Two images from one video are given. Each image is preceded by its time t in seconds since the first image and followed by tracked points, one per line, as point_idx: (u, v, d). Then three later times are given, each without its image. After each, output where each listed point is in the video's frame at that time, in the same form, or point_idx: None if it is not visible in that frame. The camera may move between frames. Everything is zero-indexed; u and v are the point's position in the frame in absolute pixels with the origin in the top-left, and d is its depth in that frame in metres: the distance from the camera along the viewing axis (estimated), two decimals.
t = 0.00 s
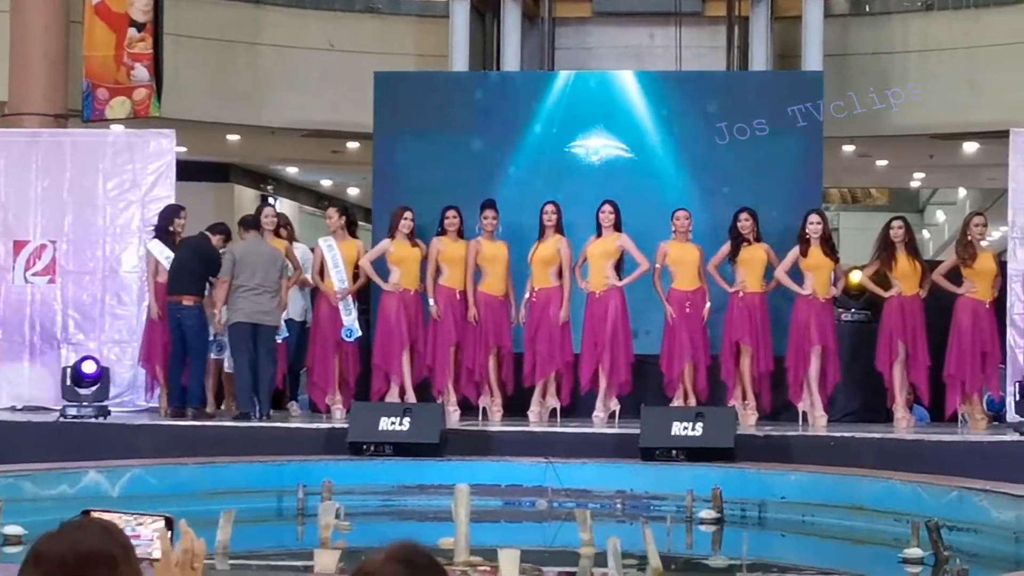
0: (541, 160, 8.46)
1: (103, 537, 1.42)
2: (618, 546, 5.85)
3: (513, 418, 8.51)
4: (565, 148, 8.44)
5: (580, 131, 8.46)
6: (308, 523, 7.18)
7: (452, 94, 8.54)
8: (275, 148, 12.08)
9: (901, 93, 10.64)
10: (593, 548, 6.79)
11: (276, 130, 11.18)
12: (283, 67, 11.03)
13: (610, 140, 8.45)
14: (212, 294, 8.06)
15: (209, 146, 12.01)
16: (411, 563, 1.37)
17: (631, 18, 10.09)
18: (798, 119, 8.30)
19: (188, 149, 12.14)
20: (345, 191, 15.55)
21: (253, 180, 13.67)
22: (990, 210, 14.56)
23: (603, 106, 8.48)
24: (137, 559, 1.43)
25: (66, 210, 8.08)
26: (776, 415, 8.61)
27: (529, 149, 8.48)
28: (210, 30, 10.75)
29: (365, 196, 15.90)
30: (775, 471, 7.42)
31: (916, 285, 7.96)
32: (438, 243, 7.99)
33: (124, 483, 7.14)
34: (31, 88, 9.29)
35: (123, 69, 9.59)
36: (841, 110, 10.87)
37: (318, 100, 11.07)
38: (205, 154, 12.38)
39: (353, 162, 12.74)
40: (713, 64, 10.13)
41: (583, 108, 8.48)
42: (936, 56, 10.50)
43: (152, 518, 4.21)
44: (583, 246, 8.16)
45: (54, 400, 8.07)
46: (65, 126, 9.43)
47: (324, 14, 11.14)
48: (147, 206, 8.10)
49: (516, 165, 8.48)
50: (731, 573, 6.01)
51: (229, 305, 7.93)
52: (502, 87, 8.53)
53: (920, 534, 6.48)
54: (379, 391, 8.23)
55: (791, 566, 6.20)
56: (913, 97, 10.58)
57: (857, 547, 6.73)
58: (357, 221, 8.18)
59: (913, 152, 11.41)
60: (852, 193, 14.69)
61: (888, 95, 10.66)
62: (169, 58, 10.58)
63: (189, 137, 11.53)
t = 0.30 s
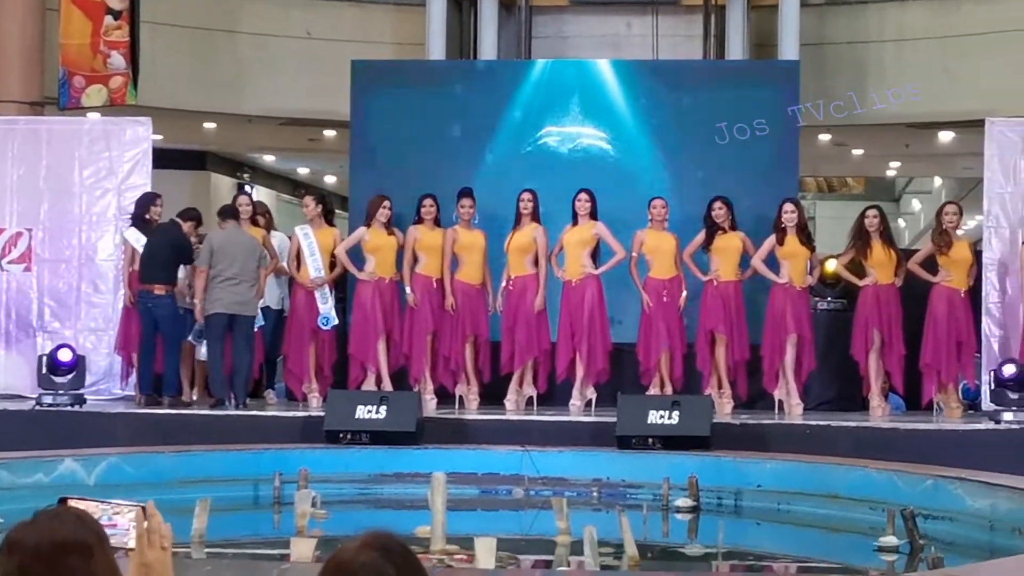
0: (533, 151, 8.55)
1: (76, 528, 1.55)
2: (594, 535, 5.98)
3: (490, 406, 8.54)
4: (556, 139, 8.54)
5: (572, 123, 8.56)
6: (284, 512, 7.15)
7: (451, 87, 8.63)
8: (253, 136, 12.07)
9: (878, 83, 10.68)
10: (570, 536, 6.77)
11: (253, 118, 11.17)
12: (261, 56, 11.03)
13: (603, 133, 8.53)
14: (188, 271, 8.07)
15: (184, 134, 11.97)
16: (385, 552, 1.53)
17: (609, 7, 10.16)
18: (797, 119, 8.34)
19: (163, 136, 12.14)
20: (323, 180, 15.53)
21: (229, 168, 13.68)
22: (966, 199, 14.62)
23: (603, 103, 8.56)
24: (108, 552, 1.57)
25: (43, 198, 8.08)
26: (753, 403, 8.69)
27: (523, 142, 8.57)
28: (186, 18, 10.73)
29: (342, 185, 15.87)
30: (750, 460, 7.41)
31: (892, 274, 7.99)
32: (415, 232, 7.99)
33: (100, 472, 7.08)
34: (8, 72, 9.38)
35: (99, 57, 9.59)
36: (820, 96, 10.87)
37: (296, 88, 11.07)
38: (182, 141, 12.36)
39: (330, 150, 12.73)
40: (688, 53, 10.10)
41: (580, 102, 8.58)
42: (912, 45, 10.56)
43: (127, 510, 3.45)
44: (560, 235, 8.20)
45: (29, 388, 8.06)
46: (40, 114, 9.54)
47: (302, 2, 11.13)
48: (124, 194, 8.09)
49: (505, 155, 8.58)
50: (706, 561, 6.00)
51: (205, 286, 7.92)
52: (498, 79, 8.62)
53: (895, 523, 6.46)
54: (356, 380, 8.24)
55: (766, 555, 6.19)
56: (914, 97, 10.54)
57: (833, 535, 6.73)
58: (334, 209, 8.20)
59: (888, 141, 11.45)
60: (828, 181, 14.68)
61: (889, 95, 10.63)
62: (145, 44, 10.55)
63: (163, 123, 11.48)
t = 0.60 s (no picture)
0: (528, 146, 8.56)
1: (59, 519, 1.39)
2: (578, 528, 5.93)
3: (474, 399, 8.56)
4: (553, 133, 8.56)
5: (569, 118, 8.57)
6: (268, 504, 7.14)
7: (446, 81, 8.63)
8: (237, 128, 12.05)
9: (860, 77, 10.70)
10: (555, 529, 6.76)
11: (237, 110, 11.16)
12: (244, 48, 11.03)
13: (600, 129, 8.54)
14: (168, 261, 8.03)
15: (167, 125, 11.95)
16: (371, 543, 1.40)
17: None
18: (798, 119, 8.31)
19: (148, 128, 12.11)
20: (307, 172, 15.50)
21: (213, 160, 13.67)
22: (949, 192, 14.65)
23: (603, 101, 8.56)
24: (95, 547, 1.40)
25: (26, 190, 8.07)
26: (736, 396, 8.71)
27: (521, 137, 8.57)
28: (169, 10, 10.69)
29: (327, 177, 15.86)
30: (734, 453, 7.39)
31: (875, 267, 7.99)
32: (398, 225, 7.96)
33: (84, 465, 7.06)
34: None
35: (83, 49, 9.58)
36: (801, 87, 10.94)
37: (281, 79, 11.05)
38: (166, 132, 12.35)
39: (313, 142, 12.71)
40: (673, 46, 10.12)
41: (579, 98, 8.58)
42: (896, 38, 10.56)
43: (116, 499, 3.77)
44: (544, 228, 8.20)
45: (13, 380, 8.06)
46: (23, 106, 9.52)
47: None
48: (107, 186, 8.08)
49: (500, 148, 8.59)
50: (690, 553, 6.01)
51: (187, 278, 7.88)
52: (497, 73, 8.62)
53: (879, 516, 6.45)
54: (339, 372, 8.24)
55: (750, 547, 6.20)
56: (913, 97, 10.48)
57: (818, 529, 6.72)
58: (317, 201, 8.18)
59: (872, 134, 11.46)
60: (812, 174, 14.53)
61: (888, 95, 10.57)
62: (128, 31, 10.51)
63: (149, 115, 11.45)
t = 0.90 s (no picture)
0: (528, 143, 8.56)
1: (52, 514, 1.31)
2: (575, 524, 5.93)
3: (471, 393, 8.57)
4: (553, 131, 8.56)
5: (570, 115, 8.57)
6: (265, 499, 7.14)
7: (446, 79, 8.63)
8: (235, 123, 12.05)
9: (857, 73, 10.70)
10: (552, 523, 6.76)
11: (233, 104, 11.16)
12: (242, 42, 11.03)
13: (600, 127, 8.55)
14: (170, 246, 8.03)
15: (165, 120, 11.96)
16: (367, 536, 1.35)
17: None
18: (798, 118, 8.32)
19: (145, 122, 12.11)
20: (304, 166, 15.50)
21: (210, 155, 13.66)
22: (946, 188, 14.64)
23: (603, 99, 8.56)
24: (92, 544, 1.32)
25: (23, 184, 8.07)
26: (733, 391, 8.72)
27: (521, 135, 8.58)
28: (169, 4, 10.77)
29: (325, 172, 15.85)
30: (731, 448, 7.40)
31: (873, 262, 7.99)
32: (396, 219, 7.97)
33: (81, 459, 7.06)
34: None
35: (80, 43, 9.58)
36: (798, 82, 10.92)
37: (277, 73, 11.04)
38: (163, 127, 12.36)
39: (310, 137, 12.71)
40: (671, 41, 10.06)
41: (579, 96, 8.58)
42: (894, 33, 10.58)
43: (114, 496, 2.90)
44: (542, 223, 8.20)
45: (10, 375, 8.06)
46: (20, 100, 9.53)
47: None
48: (104, 180, 8.08)
49: (499, 144, 8.59)
50: (686, 548, 6.01)
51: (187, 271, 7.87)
52: (497, 71, 8.62)
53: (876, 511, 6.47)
54: (337, 367, 8.24)
55: (746, 542, 6.20)
56: (913, 96, 10.49)
57: (815, 523, 6.72)
58: (315, 196, 8.17)
59: (870, 129, 11.45)
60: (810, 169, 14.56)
61: (889, 95, 10.58)
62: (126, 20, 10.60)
63: (146, 109, 11.45)
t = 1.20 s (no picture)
0: (528, 141, 8.56)
1: (46, 507, 1.20)
2: (576, 518, 5.92)
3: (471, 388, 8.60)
4: (553, 129, 8.55)
5: (571, 113, 8.57)
6: (265, 494, 7.15)
7: (451, 77, 8.62)
8: (235, 118, 12.05)
9: (858, 68, 10.69)
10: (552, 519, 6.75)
11: (233, 99, 11.15)
12: (242, 37, 11.03)
13: (600, 126, 8.54)
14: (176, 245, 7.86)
15: (165, 115, 11.96)
16: (369, 531, 1.26)
17: None
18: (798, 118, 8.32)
19: (146, 117, 12.11)
20: (304, 162, 15.49)
21: (211, 150, 13.66)
22: (947, 183, 14.62)
23: (604, 98, 8.56)
24: (89, 536, 1.21)
25: (24, 179, 8.08)
26: (733, 386, 8.73)
27: (521, 133, 8.57)
28: None
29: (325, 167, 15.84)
30: (731, 443, 7.39)
31: (874, 258, 7.99)
32: (396, 214, 7.97)
33: (81, 454, 7.06)
34: None
35: (81, 38, 9.58)
36: (799, 78, 10.91)
37: (277, 69, 11.03)
38: (163, 122, 12.37)
39: (310, 132, 12.71)
40: (670, 37, 10.06)
41: (580, 94, 8.57)
42: (895, 29, 10.57)
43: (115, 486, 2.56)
44: (542, 218, 8.20)
45: (11, 369, 8.07)
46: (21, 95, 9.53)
47: None
48: (105, 175, 8.08)
49: (498, 142, 8.59)
50: (686, 543, 6.01)
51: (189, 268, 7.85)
52: (499, 68, 8.62)
53: (876, 506, 6.46)
54: (338, 361, 8.24)
55: (746, 538, 6.20)
56: (913, 96, 10.48)
57: (814, 518, 6.73)
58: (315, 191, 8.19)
59: (871, 124, 11.44)
60: (810, 165, 14.56)
61: (888, 95, 10.56)
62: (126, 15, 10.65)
63: (146, 104, 11.45)
